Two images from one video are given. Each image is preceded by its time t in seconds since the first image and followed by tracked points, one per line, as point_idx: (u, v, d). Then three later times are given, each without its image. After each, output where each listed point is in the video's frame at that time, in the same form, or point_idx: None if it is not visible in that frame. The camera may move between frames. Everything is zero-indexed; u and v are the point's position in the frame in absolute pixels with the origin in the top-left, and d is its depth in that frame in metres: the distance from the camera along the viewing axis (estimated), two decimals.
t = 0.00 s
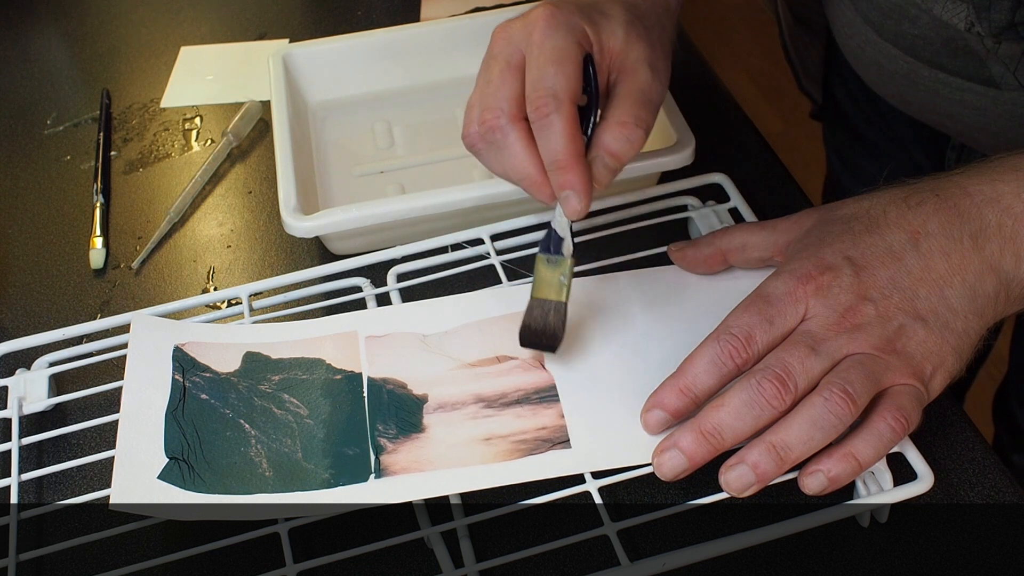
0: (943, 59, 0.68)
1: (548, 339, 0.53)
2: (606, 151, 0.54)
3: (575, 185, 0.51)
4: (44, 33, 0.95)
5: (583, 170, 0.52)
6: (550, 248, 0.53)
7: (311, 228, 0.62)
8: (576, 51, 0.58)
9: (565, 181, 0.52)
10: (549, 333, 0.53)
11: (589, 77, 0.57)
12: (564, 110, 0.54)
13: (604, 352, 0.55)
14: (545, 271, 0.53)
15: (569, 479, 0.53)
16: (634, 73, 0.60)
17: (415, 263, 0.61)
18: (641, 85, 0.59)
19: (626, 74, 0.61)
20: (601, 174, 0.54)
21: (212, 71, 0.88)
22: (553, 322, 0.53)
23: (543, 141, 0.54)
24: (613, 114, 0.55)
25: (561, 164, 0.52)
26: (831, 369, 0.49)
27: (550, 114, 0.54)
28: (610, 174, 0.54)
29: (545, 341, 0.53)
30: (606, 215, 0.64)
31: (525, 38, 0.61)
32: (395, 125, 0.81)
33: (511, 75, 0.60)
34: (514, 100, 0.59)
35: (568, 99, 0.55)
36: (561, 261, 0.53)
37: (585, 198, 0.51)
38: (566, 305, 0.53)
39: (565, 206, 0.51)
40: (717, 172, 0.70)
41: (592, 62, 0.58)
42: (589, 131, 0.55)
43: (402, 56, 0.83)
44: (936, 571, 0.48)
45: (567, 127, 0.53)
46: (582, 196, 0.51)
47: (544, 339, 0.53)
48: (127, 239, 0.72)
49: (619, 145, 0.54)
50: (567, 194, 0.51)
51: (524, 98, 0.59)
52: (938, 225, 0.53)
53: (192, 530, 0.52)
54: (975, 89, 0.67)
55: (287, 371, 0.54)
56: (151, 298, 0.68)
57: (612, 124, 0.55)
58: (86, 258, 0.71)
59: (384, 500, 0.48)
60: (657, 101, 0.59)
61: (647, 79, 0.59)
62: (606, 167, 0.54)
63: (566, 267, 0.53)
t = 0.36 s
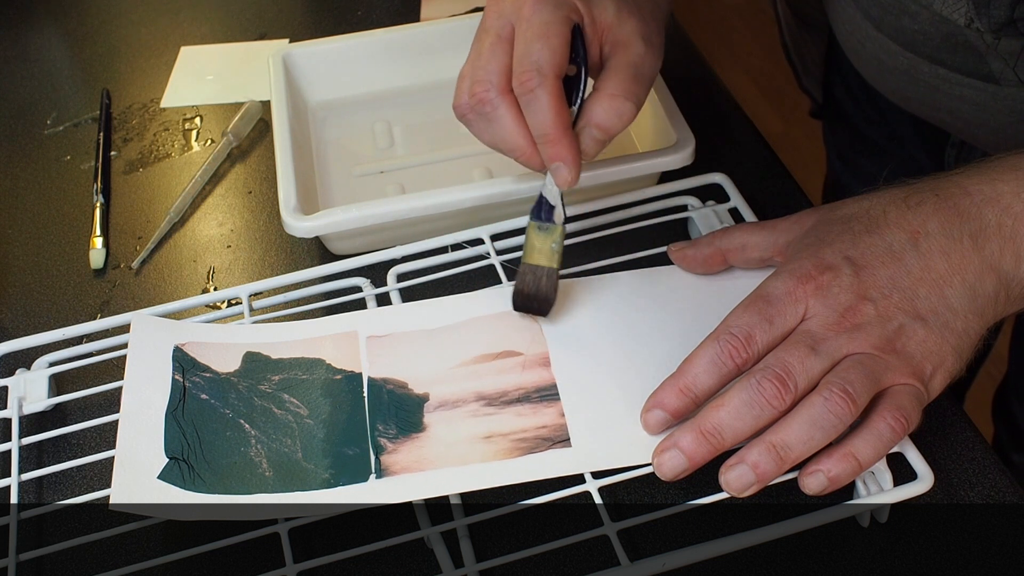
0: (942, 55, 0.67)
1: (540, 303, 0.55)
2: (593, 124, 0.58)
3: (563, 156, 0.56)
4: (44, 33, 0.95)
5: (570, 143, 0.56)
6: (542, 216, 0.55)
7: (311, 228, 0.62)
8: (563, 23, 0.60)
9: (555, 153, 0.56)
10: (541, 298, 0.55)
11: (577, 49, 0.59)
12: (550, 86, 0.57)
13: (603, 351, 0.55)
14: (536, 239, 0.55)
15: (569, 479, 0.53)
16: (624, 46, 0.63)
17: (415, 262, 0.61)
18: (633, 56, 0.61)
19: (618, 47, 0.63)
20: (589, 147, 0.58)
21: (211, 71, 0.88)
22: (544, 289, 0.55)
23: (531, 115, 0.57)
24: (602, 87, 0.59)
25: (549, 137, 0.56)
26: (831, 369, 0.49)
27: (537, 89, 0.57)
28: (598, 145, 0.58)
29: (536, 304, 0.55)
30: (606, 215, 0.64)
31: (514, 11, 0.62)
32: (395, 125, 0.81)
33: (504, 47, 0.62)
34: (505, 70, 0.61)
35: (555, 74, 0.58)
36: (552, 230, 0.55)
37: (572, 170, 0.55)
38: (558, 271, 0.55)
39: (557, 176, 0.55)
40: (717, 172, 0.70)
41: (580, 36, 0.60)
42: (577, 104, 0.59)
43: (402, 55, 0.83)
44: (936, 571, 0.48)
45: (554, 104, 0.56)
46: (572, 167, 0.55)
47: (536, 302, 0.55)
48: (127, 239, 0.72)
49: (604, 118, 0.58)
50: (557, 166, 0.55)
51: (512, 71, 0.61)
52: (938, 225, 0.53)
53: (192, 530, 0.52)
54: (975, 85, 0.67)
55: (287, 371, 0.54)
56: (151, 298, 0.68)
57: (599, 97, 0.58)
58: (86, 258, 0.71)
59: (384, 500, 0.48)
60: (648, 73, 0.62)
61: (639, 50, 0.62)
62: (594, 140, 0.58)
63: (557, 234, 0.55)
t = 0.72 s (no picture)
0: (941, 51, 0.68)
1: (530, 293, 0.56)
2: (579, 115, 0.58)
3: (549, 145, 0.56)
4: (44, 33, 0.95)
5: (556, 131, 0.56)
6: (530, 204, 0.56)
7: (311, 228, 0.62)
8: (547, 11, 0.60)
9: (541, 143, 0.56)
10: (530, 287, 0.55)
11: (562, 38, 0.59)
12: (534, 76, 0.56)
13: (603, 352, 0.55)
14: (525, 228, 0.55)
15: (569, 478, 0.53)
16: (611, 36, 0.63)
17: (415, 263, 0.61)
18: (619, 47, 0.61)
19: (604, 38, 0.63)
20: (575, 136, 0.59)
21: (211, 71, 0.88)
22: (533, 278, 0.55)
23: (517, 105, 0.57)
24: (591, 76, 0.59)
25: (533, 126, 0.56)
26: (831, 369, 0.49)
27: (521, 80, 0.56)
28: (584, 134, 0.59)
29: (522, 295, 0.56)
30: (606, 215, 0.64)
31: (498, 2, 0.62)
32: (395, 125, 0.81)
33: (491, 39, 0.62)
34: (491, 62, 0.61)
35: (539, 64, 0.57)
36: (540, 218, 0.56)
37: (557, 159, 0.56)
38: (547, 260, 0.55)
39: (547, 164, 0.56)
40: (717, 172, 0.70)
41: (564, 24, 0.59)
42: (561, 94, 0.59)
43: (401, 55, 0.83)
44: (936, 571, 0.48)
45: (542, 93, 0.56)
46: (558, 155, 0.56)
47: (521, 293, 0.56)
48: (127, 239, 0.72)
49: (587, 109, 0.58)
50: (545, 156, 0.56)
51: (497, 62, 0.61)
52: (938, 225, 0.53)
53: (192, 530, 0.52)
54: (974, 81, 0.67)
55: (287, 371, 0.54)
56: (151, 298, 0.68)
57: (586, 87, 0.58)
58: (86, 258, 0.71)
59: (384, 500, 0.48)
60: (636, 62, 0.62)
61: (625, 41, 0.62)
62: (580, 129, 0.58)
63: (545, 223, 0.56)
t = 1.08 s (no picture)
0: (940, 49, 0.68)
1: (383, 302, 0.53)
2: (356, 129, 0.55)
3: (336, 166, 0.57)
4: (45, 33, 0.95)
5: (342, 155, 0.58)
6: (364, 217, 0.55)
7: (311, 228, 0.62)
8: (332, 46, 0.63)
9: (325, 162, 0.58)
10: (389, 295, 0.53)
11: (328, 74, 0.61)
12: (301, 112, 0.60)
13: (603, 352, 0.55)
14: (362, 243, 0.54)
15: (569, 478, 0.53)
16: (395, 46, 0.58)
17: (417, 263, 0.61)
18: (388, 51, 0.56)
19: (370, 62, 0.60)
20: (364, 152, 0.55)
21: (212, 71, 0.89)
22: (387, 284, 0.53)
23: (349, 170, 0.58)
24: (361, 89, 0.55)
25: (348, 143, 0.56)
26: (831, 369, 0.49)
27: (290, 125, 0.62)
28: (377, 147, 0.55)
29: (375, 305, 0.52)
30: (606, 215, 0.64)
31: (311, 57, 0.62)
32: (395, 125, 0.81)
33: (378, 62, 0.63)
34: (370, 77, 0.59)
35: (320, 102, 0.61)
36: (374, 229, 0.55)
37: (342, 175, 0.57)
38: (396, 267, 0.54)
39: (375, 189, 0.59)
40: (717, 172, 0.70)
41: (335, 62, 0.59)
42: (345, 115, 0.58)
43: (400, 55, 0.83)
44: (936, 571, 0.48)
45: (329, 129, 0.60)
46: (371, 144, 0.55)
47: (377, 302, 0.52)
48: (126, 239, 0.72)
49: (357, 121, 0.54)
50: (332, 173, 0.58)
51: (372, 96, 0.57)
52: (938, 225, 0.53)
53: (192, 531, 0.52)
54: (974, 80, 0.67)
55: (287, 371, 0.54)
56: (151, 298, 0.68)
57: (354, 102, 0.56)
58: (86, 258, 0.71)
59: (384, 500, 0.48)
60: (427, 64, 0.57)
61: (403, 44, 0.56)
62: (366, 143, 0.55)
63: (383, 233, 0.55)
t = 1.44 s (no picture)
0: (936, 52, 0.68)
1: (398, 326, 0.54)
2: (362, 156, 0.54)
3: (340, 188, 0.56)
4: (45, 33, 0.95)
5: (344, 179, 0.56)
6: (373, 244, 0.56)
7: (312, 228, 0.62)
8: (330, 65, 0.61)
9: (334, 185, 0.56)
10: (401, 320, 0.54)
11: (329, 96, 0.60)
12: (302, 135, 0.59)
13: (603, 352, 0.55)
14: (375, 267, 0.55)
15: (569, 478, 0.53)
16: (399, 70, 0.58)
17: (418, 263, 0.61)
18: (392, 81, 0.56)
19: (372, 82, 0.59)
20: (370, 178, 0.55)
21: (212, 71, 0.89)
22: (401, 310, 0.54)
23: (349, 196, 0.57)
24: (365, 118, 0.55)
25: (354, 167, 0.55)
26: (831, 369, 0.49)
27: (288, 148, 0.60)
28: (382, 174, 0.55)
29: (393, 330, 0.54)
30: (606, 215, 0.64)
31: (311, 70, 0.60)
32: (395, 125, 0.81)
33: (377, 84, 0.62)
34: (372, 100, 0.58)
35: (321, 125, 0.60)
36: (386, 252, 0.55)
37: (349, 201, 0.56)
38: (407, 290, 0.55)
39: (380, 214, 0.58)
40: (717, 172, 0.70)
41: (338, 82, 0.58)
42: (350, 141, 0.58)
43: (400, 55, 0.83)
44: (937, 571, 0.48)
45: (334, 152, 0.58)
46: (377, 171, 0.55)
47: (394, 329, 0.54)
48: (126, 239, 0.72)
49: (363, 150, 0.54)
50: (339, 197, 0.57)
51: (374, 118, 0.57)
52: (938, 225, 0.53)
53: (193, 531, 0.52)
54: (970, 82, 0.67)
55: (287, 371, 0.54)
56: (151, 298, 0.68)
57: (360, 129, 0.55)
58: (86, 258, 0.71)
59: (384, 500, 0.48)
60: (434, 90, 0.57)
61: (408, 74, 0.57)
62: (371, 171, 0.55)
63: (392, 256, 0.56)
